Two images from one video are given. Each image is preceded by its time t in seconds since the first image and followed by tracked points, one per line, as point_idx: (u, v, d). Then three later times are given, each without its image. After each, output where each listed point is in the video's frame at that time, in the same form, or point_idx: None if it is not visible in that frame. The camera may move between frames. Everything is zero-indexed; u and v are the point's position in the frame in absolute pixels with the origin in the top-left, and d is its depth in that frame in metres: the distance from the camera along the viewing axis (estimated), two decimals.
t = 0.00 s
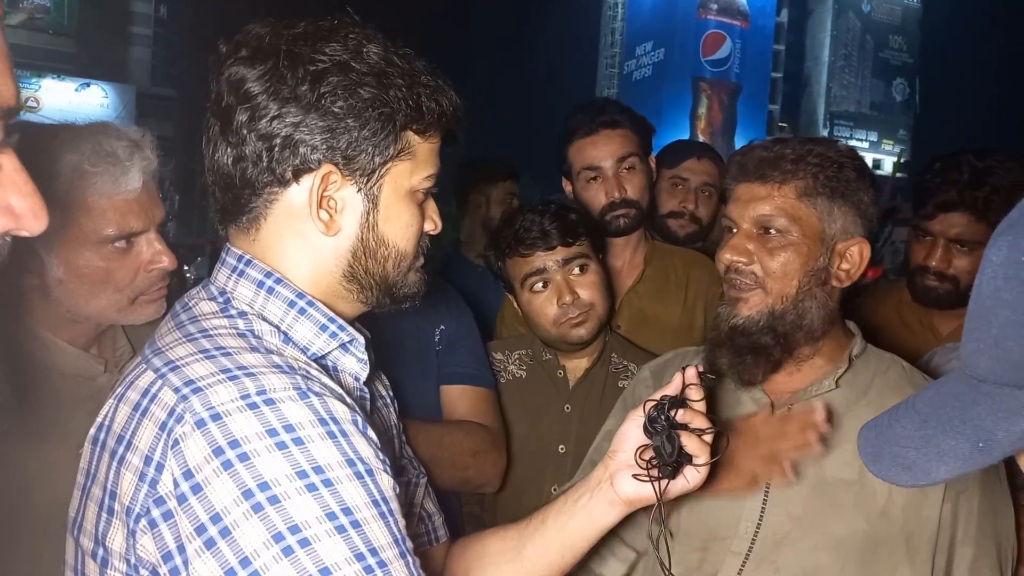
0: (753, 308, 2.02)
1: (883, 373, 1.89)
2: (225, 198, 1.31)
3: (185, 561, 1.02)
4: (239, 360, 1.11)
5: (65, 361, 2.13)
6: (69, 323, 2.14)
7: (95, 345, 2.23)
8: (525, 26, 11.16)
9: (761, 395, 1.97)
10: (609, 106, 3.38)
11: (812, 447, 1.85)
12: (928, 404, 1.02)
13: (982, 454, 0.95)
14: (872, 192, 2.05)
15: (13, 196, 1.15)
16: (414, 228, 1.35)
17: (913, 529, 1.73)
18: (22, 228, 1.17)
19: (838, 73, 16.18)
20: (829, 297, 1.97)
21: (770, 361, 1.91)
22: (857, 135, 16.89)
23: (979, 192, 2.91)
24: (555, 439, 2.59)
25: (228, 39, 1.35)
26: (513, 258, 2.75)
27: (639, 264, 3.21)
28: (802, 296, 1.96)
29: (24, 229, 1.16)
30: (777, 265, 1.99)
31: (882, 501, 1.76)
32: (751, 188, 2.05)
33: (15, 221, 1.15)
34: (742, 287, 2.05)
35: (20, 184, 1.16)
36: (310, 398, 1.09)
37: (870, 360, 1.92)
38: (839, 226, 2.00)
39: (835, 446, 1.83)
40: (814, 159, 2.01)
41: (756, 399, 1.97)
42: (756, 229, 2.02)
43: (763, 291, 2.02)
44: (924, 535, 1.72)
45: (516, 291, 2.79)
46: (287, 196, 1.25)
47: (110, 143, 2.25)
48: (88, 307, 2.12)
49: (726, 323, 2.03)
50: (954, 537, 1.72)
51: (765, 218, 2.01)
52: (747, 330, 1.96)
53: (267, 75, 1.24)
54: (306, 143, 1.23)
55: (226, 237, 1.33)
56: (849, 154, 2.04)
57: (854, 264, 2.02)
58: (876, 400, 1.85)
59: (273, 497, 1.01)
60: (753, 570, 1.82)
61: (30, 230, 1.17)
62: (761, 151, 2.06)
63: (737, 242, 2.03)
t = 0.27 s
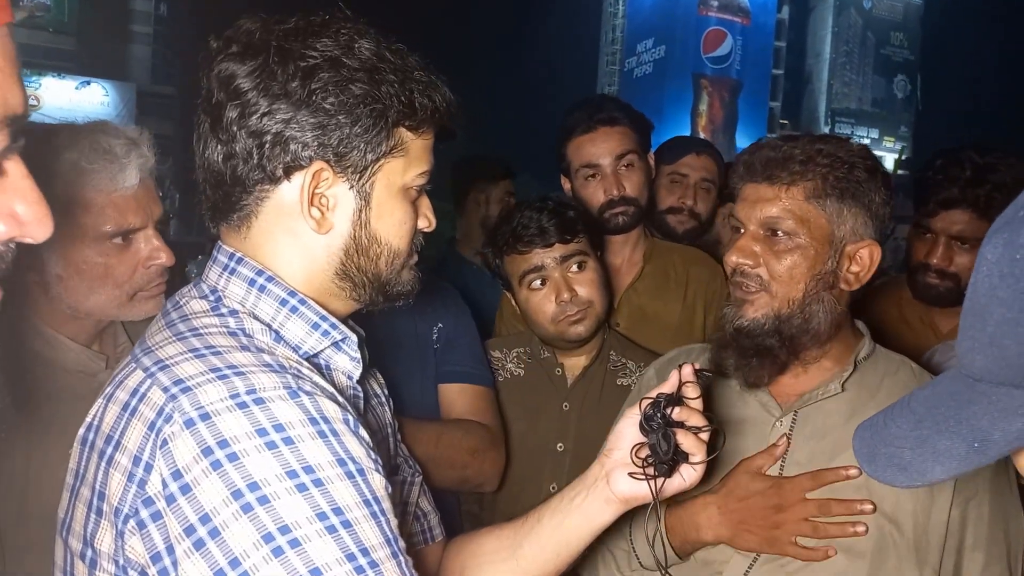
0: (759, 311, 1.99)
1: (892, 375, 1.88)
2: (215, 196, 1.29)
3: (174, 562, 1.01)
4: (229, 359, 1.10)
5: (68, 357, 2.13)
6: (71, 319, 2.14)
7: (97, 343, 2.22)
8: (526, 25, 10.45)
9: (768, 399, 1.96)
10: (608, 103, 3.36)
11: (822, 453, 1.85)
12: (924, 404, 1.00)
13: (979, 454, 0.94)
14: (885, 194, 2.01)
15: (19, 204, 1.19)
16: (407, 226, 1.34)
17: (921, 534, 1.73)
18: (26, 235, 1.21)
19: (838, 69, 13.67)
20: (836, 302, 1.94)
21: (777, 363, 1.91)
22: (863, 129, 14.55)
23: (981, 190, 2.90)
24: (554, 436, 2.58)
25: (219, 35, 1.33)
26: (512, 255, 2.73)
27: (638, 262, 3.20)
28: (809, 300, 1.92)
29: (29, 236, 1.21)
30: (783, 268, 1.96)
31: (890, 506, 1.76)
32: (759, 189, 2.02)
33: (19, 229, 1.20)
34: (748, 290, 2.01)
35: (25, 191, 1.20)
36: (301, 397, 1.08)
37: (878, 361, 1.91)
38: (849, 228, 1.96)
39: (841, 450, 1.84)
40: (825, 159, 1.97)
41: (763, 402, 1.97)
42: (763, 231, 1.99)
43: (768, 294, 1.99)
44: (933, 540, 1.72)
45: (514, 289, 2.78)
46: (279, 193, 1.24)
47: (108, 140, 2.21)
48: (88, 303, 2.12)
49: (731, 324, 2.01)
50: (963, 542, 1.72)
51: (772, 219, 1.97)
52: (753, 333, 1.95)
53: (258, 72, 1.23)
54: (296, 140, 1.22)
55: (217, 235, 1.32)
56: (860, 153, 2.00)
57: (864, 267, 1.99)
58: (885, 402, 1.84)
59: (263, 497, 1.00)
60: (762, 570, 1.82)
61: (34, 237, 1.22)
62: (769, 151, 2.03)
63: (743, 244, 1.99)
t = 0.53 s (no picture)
0: (764, 318, 1.96)
1: (900, 377, 1.87)
2: (213, 198, 1.30)
3: (173, 562, 1.01)
4: (227, 360, 1.10)
5: (78, 357, 2.13)
6: (81, 319, 2.15)
7: (106, 343, 2.23)
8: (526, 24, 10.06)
9: (774, 399, 1.94)
10: (612, 104, 3.36)
11: (830, 454, 1.84)
12: (921, 406, 0.99)
13: (976, 456, 0.93)
14: (888, 193, 1.97)
15: (37, 215, 1.21)
16: (405, 226, 1.34)
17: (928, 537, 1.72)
18: (44, 244, 1.23)
19: (840, 69, 12.88)
20: (840, 305, 1.91)
21: (784, 369, 1.88)
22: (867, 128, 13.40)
23: (987, 189, 2.88)
24: (557, 437, 2.57)
25: (216, 37, 1.34)
26: (516, 256, 2.73)
27: (641, 262, 3.20)
28: (811, 304, 1.90)
29: (45, 246, 1.22)
30: (784, 272, 1.93)
31: (896, 508, 1.75)
32: (759, 191, 1.99)
33: (37, 239, 1.22)
34: (752, 294, 2.00)
35: (43, 202, 1.22)
36: (299, 397, 1.08)
37: (887, 363, 1.89)
38: (850, 230, 1.93)
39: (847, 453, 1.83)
40: (824, 161, 1.94)
41: (772, 404, 1.95)
42: (765, 234, 1.96)
43: (770, 299, 1.97)
44: (940, 543, 1.70)
45: (518, 290, 2.77)
46: (276, 194, 1.24)
47: (114, 143, 2.21)
48: (96, 303, 2.12)
49: (738, 332, 1.98)
50: (971, 547, 1.70)
51: (774, 223, 1.94)
52: (759, 340, 1.92)
53: (254, 73, 1.23)
54: (293, 141, 1.22)
55: (216, 237, 1.32)
56: (862, 153, 1.96)
57: (868, 268, 1.95)
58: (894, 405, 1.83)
59: (261, 498, 1.00)
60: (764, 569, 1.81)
61: (52, 247, 1.24)
62: (769, 154, 1.99)
63: (745, 248, 1.97)
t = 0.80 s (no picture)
0: (759, 319, 1.97)
1: (907, 373, 1.86)
2: (207, 195, 1.29)
3: (167, 562, 1.00)
4: (221, 358, 1.09)
5: (80, 355, 2.12)
6: (82, 317, 2.15)
7: (108, 340, 2.24)
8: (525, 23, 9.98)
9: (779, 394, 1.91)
10: (611, 101, 3.35)
11: (833, 448, 1.82)
12: (918, 407, 0.99)
13: (975, 456, 0.93)
14: (886, 191, 1.93)
15: (31, 214, 1.19)
16: (400, 223, 1.33)
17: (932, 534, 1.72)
18: (37, 243, 1.22)
19: (837, 68, 12.43)
20: (835, 306, 1.89)
21: (781, 372, 1.88)
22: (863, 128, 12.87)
23: (988, 186, 2.88)
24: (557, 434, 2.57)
25: (208, 33, 1.33)
26: (515, 253, 2.72)
27: (640, 260, 3.18)
28: (804, 306, 1.89)
29: (39, 244, 1.22)
30: (777, 273, 1.93)
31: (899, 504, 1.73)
32: (753, 193, 1.98)
33: (31, 238, 1.20)
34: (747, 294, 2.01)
35: (36, 201, 1.20)
36: (293, 395, 1.07)
37: (894, 358, 1.89)
38: (844, 230, 1.90)
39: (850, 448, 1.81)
40: (819, 161, 1.92)
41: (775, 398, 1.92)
42: (759, 234, 1.96)
43: (765, 301, 1.98)
44: (944, 540, 1.71)
45: (517, 287, 2.77)
46: (270, 191, 1.23)
47: (113, 141, 2.20)
48: (97, 301, 2.13)
49: (732, 333, 2.00)
50: (975, 545, 1.72)
51: (767, 224, 1.93)
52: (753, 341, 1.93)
53: (247, 69, 1.22)
54: (287, 137, 1.21)
55: (209, 234, 1.31)
56: (858, 151, 1.93)
57: (865, 269, 1.91)
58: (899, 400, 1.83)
59: (256, 497, 0.99)
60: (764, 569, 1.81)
61: (45, 245, 1.23)
62: (761, 154, 1.98)
63: (739, 249, 1.99)
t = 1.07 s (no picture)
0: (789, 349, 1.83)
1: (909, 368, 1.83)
2: (207, 191, 1.28)
3: (169, 561, 0.99)
4: (222, 355, 1.08)
5: (79, 351, 2.10)
6: (83, 313, 2.12)
7: (110, 335, 2.20)
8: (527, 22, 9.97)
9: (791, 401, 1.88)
10: (613, 98, 3.33)
11: (831, 444, 1.81)
12: (926, 409, 0.99)
13: (986, 459, 0.93)
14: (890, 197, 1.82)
15: (19, 203, 1.09)
16: (402, 219, 1.32)
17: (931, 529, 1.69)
18: (26, 234, 1.10)
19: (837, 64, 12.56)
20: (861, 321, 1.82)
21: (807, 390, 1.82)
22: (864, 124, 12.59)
23: (992, 183, 2.87)
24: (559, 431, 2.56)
25: (208, 28, 1.31)
26: (518, 250, 2.71)
27: (642, 257, 3.18)
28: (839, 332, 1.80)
29: (30, 235, 1.10)
30: (810, 310, 1.78)
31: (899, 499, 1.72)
32: (763, 243, 1.78)
33: (19, 228, 1.09)
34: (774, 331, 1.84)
35: (25, 189, 1.10)
36: (295, 393, 1.06)
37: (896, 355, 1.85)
38: (864, 254, 1.78)
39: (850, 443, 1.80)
40: (825, 197, 1.75)
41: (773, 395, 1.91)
42: (782, 278, 1.78)
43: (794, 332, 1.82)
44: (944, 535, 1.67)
45: (520, 285, 2.76)
46: (270, 187, 1.22)
47: (114, 137, 2.21)
48: (96, 296, 2.10)
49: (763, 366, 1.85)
50: (978, 541, 1.67)
51: (789, 270, 1.76)
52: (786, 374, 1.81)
53: (247, 63, 1.21)
54: (288, 133, 1.20)
55: (210, 231, 1.30)
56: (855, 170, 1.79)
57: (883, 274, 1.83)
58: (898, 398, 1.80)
59: (258, 496, 0.98)
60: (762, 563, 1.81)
61: (36, 237, 1.12)
62: (762, 200, 1.78)
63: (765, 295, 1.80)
